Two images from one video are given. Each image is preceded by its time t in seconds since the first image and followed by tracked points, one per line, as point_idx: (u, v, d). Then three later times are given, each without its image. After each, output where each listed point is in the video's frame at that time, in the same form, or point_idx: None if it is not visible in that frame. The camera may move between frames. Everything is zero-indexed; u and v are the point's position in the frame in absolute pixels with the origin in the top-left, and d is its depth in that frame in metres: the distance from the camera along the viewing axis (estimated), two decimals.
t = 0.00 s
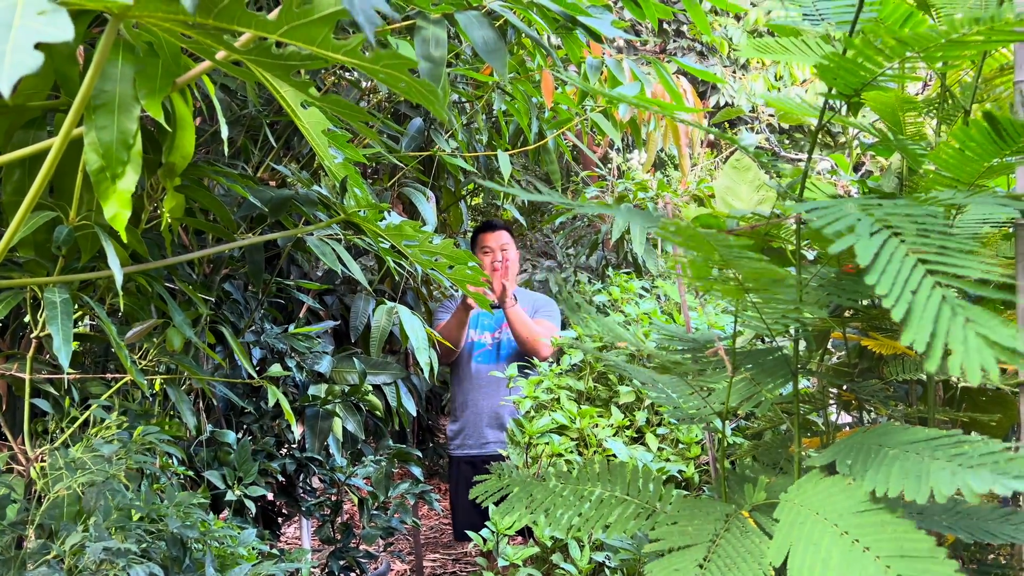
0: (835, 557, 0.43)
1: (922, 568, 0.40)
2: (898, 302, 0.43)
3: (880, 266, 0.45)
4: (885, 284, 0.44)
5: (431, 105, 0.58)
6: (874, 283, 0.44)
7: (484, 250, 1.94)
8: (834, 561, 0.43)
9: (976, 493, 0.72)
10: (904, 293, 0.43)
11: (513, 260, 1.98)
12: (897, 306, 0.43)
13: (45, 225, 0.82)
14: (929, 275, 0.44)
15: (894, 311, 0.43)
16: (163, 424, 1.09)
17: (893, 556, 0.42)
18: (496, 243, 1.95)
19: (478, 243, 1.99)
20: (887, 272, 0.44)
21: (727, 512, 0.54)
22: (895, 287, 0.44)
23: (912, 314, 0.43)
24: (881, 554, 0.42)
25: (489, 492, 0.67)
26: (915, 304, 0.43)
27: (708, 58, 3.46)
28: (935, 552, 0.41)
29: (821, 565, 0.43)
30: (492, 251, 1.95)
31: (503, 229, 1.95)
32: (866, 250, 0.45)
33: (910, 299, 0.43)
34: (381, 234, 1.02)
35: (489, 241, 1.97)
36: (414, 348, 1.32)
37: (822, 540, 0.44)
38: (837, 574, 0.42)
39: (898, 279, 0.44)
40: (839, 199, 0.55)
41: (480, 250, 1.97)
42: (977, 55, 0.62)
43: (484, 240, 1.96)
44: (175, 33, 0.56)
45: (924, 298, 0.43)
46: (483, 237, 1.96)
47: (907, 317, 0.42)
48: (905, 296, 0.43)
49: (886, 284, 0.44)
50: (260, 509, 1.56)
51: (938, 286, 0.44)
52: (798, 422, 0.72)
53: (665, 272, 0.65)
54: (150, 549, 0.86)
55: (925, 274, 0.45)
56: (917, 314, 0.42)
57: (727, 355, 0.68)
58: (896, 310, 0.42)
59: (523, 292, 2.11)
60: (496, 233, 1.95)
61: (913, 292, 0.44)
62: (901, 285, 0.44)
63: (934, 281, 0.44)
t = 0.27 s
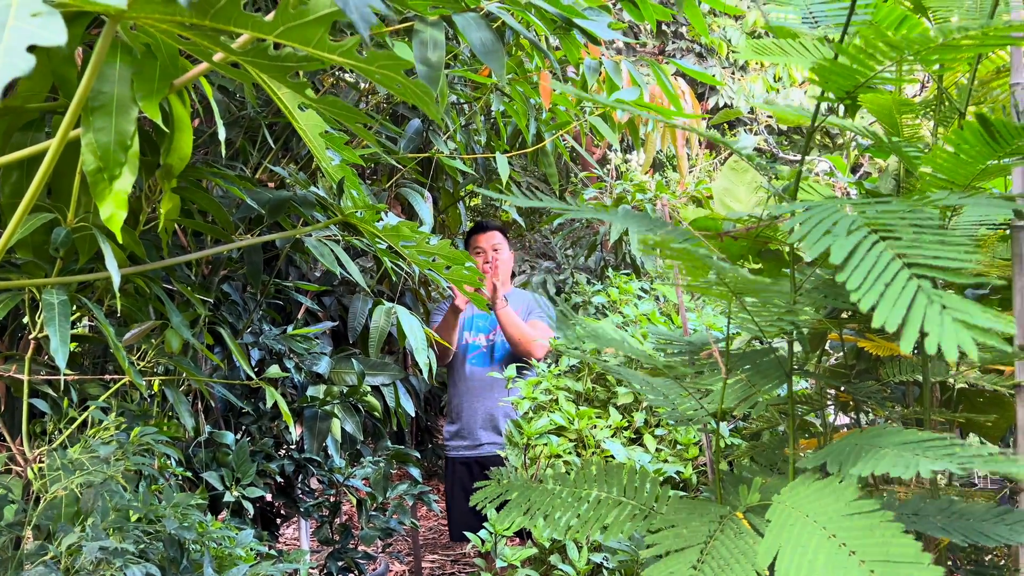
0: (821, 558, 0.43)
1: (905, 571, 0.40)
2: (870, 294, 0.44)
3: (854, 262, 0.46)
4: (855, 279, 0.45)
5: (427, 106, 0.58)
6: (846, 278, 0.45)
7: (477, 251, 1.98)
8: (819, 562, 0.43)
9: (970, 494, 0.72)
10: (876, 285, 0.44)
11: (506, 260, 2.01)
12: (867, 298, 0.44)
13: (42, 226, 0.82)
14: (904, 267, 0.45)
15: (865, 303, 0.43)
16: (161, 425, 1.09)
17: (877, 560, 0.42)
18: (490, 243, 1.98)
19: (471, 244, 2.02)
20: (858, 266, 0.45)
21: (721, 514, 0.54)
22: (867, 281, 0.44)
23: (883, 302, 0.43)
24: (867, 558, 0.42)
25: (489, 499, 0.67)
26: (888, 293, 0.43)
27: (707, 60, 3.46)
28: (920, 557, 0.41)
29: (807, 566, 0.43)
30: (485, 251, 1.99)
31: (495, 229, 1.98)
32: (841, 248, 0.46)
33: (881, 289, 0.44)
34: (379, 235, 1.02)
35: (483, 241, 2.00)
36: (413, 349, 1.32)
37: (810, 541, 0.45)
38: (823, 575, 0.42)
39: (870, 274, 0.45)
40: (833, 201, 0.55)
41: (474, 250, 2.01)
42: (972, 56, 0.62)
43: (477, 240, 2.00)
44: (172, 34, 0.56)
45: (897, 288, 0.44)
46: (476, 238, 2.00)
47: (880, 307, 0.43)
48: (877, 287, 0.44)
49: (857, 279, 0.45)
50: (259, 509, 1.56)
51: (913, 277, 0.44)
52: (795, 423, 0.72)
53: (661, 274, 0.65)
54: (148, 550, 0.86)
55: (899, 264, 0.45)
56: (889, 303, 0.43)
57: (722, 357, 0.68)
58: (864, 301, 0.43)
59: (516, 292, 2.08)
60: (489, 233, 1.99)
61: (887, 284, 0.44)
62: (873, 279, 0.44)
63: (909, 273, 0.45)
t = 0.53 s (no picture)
0: (821, 560, 0.43)
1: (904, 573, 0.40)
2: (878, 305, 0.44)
3: (861, 269, 0.45)
4: (864, 289, 0.45)
5: (426, 107, 0.59)
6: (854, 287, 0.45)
7: (479, 246, 2.01)
8: (821, 563, 0.43)
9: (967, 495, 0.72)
10: (883, 295, 0.44)
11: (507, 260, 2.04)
12: (876, 309, 0.44)
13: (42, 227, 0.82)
14: (909, 278, 0.45)
15: (873, 314, 0.43)
16: (159, 425, 1.09)
17: (878, 562, 0.42)
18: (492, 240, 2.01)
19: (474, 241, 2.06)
20: (867, 275, 0.45)
21: (719, 515, 0.54)
22: (875, 290, 0.44)
23: (891, 315, 0.43)
24: (867, 561, 0.42)
25: (486, 497, 0.67)
26: (895, 304, 0.43)
27: (705, 62, 3.46)
28: (919, 559, 0.41)
29: (807, 569, 0.43)
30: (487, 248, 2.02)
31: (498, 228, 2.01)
32: (846, 254, 0.46)
33: (889, 300, 0.44)
34: (378, 237, 1.02)
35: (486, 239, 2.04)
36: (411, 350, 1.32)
37: (809, 545, 0.45)
38: None
39: (877, 283, 0.44)
40: (832, 203, 0.55)
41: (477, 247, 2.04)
42: (968, 59, 0.62)
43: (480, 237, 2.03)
44: (171, 35, 0.57)
45: (903, 298, 0.43)
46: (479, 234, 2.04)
47: (886, 321, 0.43)
48: (885, 298, 0.44)
49: (865, 289, 0.44)
50: (257, 510, 1.56)
51: (918, 288, 0.44)
52: (794, 424, 0.73)
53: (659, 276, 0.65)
54: (147, 551, 0.86)
55: (904, 273, 0.45)
56: (897, 315, 0.43)
57: (719, 358, 0.69)
58: (873, 313, 0.43)
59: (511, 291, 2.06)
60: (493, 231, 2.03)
61: (893, 294, 0.44)
62: (880, 287, 0.44)
63: (913, 283, 0.45)
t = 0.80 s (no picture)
0: (823, 562, 0.43)
1: None
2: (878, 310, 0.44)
3: (861, 273, 0.45)
4: (864, 292, 0.44)
5: (423, 109, 0.60)
6: (854, 290, 0.45)
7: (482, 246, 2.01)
8: (823, 566, 0.43)
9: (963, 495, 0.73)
10: (883, 301, 0.44)
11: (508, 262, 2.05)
12: (878, 316, 0.44)
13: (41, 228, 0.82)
14: (910, 282, 0.45)
15: (874, 321, 0.43)
16: (158, 426, 1.09)
17: (879, 566, 0.42)
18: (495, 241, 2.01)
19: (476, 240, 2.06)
20: (867, 279, 0.45)
21: (716, 516, 0.55)
22: (875, 293, 0.44)
23: (891, 321, 0.43)
24: (868, 564, 0.42)
25: (483, 497, 0.67)
26: (895, 310, 0.44)
27: (703, 63, 3.47)
28: (922, 564, 0.41)
29: (809, 572, 0.43)
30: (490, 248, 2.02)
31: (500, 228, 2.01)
32: (846, 258, 0.46)
33: (889, 306, 0.44)
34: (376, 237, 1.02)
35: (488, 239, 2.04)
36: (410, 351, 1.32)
37: (810, 548, 0.45)
38: None
39: (878, 287, 0.44)
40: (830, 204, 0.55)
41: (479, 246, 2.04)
42: (965, 61, 0.63)
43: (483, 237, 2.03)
44: (169, 37, 0.57)
45: (903, 304, 0.44)
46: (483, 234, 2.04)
47: (887, 327, 0.43)
48: (885, 304, 0.44)
49: (865, 293, 0.44)
50: (256, 511, 1.56)
51: (918, 292, 0.45)
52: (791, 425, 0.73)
53: (656, 278, 0.65)
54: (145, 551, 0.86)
55: (903, 278, 0.45)
56: (896, 321, 0.43)
57: (716, 359, 0.69)
58: (874, 320, 0.43)
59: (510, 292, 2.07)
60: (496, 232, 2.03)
61: (893, 299, 0.44)
62: (880, 291, 0.44)
63: (913, 287, 0.45)
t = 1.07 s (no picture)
0: (807, 558, 0.44)
1: None
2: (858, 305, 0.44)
3: (843, 270, 0.46)
4: (844, 290, 0.45)
5: (418, 108, 0.59)
6: (835, 287, 0.45)
7: (479, 246, 2.01)
8: (807, 563, 0.43)
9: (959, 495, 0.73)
10: (862, 297, 0.44)
11: (506, 263, 2.05)
12: (855, 310, 0.44)
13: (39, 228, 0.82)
14: (890, 278, 0.45)
15: (851, 317, 0.43)
16: (156, 425, 1.09)
17: (863, 563, 0.42)
18: (493, 241, 2.01)
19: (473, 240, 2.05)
20: (848, 276, 0.45)
21: (712, 515, 0.55)
22: (855, 292, 0.44)
23: (869, 318, 0.43)
24: (851, 561, 0.43)
25: (480, 494, 0.68)
26: (875, 307, 0.43)
27: (700, 65, 3.48)
28: (905, 563, 0.41)
29: (794, 568, 0.44)
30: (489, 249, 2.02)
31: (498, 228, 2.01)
32: (828, 254, 0.46)
33: (868, 302, 0.44)
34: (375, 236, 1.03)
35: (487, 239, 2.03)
36: (409, 351, 1.32)
37: (796, 543, 0.45)
38: None
39: (858, 283, 0.45)
40: (826, 203, 0.55)
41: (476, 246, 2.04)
42: (962, 60, 0.63)
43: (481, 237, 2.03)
44: (166, 36, 0.57)
45: (882, 301, 0.44)
46: (481, 234, 2.03)
47: (865, 322, 0.43)
48: (864, 299, 0.44)
49: (845, 290, 0.45)
50: (255, 510, 1.56)
51: (898, 289, 0.44)
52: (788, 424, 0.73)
53: (654, 276, 0.65)
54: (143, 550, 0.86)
55: (885, 275, 0.45)
56: (875, 317, 0.43)
57: (712, 359, 0.69)
58: (851, 317, 0.43)
59: (508, 292, 2.08)
60: (493, 232, 2.02)
61: (873, 295, 0.44)
62: (860, 289, 0.44)
63: (895, 284, 0.45)
